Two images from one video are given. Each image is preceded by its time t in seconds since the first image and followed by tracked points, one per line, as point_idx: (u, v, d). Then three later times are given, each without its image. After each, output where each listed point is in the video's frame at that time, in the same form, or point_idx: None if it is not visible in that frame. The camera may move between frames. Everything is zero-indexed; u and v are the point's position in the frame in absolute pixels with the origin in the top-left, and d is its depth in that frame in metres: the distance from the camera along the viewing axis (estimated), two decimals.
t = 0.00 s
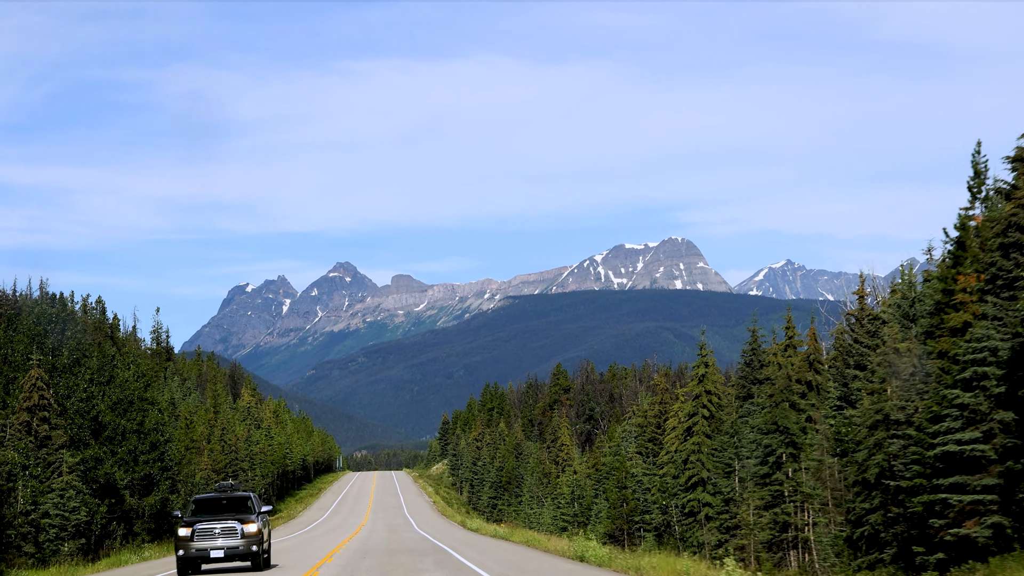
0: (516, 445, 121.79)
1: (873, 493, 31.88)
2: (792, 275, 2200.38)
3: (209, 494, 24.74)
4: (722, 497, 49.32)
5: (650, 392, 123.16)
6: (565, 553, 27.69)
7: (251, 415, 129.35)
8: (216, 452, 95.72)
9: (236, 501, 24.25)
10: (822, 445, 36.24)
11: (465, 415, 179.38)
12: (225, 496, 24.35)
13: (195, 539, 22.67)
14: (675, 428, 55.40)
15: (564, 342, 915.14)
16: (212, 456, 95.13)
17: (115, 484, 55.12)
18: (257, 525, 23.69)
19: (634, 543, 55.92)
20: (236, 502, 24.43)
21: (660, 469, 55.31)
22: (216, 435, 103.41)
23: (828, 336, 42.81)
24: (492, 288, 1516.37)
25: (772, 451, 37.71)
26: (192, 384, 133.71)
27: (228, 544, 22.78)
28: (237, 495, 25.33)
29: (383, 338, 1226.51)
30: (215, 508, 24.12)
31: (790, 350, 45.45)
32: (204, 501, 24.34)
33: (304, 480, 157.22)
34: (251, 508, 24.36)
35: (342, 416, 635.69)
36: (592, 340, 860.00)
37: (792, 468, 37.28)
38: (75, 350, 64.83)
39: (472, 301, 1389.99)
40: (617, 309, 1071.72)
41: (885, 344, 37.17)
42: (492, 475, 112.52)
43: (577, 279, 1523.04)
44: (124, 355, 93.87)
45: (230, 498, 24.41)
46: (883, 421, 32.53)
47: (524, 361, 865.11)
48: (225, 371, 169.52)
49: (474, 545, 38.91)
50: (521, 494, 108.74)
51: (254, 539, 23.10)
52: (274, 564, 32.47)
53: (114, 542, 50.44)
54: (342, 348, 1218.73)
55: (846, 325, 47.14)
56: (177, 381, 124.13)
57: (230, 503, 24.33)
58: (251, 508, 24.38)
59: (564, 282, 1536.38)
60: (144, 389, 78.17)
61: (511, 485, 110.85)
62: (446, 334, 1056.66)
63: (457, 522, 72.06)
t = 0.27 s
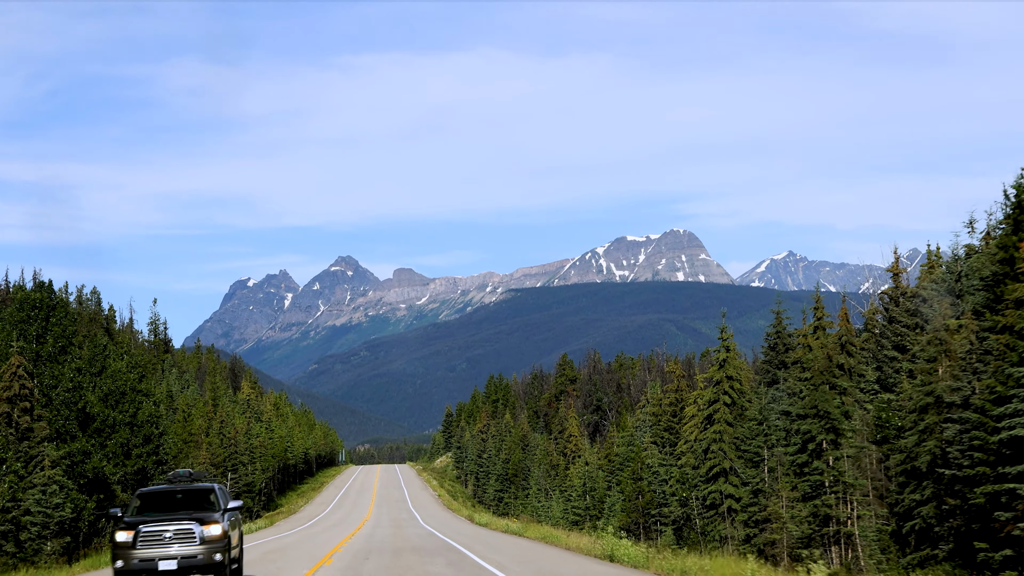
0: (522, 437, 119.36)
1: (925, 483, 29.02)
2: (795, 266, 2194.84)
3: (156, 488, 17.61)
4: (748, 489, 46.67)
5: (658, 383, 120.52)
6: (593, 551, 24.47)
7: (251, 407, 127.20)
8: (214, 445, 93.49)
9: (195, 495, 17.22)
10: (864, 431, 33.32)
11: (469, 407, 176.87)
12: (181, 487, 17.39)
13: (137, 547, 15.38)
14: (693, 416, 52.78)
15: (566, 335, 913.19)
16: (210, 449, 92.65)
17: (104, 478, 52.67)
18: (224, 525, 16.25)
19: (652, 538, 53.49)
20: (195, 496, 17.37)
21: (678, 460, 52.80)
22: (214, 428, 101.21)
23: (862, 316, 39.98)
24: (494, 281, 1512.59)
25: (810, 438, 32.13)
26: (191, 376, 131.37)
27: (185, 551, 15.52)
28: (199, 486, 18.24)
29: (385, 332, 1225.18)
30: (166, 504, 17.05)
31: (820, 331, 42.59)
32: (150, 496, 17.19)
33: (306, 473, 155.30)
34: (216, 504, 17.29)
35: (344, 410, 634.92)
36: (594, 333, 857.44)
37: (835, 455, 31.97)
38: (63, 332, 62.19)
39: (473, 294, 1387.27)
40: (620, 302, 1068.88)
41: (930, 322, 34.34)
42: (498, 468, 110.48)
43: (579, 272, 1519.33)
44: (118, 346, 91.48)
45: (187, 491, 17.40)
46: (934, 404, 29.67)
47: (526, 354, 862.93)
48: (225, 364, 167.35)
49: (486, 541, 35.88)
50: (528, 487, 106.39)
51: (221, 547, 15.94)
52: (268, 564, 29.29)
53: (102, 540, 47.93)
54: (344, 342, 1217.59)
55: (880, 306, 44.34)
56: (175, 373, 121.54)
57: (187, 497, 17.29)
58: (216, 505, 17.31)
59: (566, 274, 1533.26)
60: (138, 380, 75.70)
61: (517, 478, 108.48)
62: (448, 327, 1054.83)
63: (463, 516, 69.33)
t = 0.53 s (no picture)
0: (527, 425, 116.83)
1: (984, 473, 25.98)
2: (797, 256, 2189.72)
3: (59, 469, 13.15)
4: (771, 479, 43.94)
5: (667, 370, 117.83)
6: (623, 548, 21.69)
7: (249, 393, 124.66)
8: (210, 431, 91.17)
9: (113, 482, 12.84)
10: (909, 415, 30.31)
11: (471, 395, 174.32)
12: (95, 471, 12.96)
13: (16, 558, 10.93)
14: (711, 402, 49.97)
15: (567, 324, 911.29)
16: (205, 436, 90.32)
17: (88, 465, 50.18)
18: (146, 526, 11.91)
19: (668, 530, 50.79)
20: (109, 483, 12.98)
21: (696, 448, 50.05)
22: (211, 414, 98.74)
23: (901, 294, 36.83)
24: (495, 270, 1509.40)
25: (855, 422, 29.68)
26: (188, 362, 128.64)
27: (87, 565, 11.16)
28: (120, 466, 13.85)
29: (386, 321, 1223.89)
30: (69, 493, 12.64)
31: (852, 310, 39.43)
32: (48, 481, 12.76)
33: (306, 461, 152.82)
34: (139, 494, 12.90)
35: (345, 398, 633.82)
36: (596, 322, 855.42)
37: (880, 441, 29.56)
38: (47, 312, 59.38)
39: (474, 283, 1384.21)
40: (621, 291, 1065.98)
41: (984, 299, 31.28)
42: (501, 456, 108.09)
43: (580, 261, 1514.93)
44: (110, 329, 88.75)
45: (98, 476, 12.99)
46: (994, 385, 26.57)
47: (527, 344, 861.24)
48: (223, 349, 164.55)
49: (496, 534, 33.15)
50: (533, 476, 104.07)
51: (137, 561, 11.50)
52: (258, 558, 26.47)
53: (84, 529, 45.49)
54: (344, 330, 1216.10)
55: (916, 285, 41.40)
56: (171, 358, 119.06)
57: (97, 485, 12.87)
58: (138, 496, 12.91)
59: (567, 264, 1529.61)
60: (130, 363, 73.22)
61: (522, 467, 105.93)
62: (449, 316, 1052.69)
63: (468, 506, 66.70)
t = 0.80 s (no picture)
0: (527, 418, 114.68)
1: None
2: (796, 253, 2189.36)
3: None
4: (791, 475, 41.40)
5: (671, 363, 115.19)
6: (657, 552, 18.80)
7: (243, 384, 122.25)
8: (203, 423, 88.85)
9: None
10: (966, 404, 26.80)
11: (470, 388, 172.19)
12: None
13: None
14: (727, 393, 47.38)
15: (565, 319, 909.24)
16: (197, 428, 87.80)
17: (68, 455, 47.47)
18: None
19: (680, 528, 48.20)
20: None
21: (711, 442, 47.50)
22: (203, 406, 96.44)
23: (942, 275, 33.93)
24: (493, 265, 1507.06)
25: (904, 410, 25.61)
26: (181, 352, 126.24)
27: None
28: None
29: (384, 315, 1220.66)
30: None
31: (886, 294, 36.55)
32: None
33: (302, 455, 150.51)
34: None
35: (342, 393, 631.87)
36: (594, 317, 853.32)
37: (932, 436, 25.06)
38: (27, 296, 56.63)
39: (473, 278, 1381.65)
40: (619, 287, 1064.28)
41: None
42: (502, 450, 105.99)
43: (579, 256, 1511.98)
44: (99, 316, 86.31)
45: None
46: None
47: (525, 339, 859.04)
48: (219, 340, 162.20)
49: (504, 532, 30.55)
50: (533, 471, 101.52)
51: None
52: (241, 561, 23.49)
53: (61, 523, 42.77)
54: (342, 324, 1212.83)
55: (953, 267, 38.92)
56: (164, 349, 116.69)
57: None
58: None
59: (566, 259, 1527.67)
60: (117, 351, 70.69)
61: (523, 461, 103.75)
62: (446, 311, 1050.37)
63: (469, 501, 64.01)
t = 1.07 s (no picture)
0: (525, 416, 111.99)
1: None
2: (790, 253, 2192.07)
3: None
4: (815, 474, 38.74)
5: (673, 359, 112.68)
6: (700, 565, 16.06)
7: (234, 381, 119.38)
8: (192, 420, 85.95)
9: None
10: None
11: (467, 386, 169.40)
12: None
13: None
14: (744, 387, 44.70)
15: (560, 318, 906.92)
16: (185, 426, 84.90)
17: (42, 453, 44.72)
18: None
19: (692, 531, 45.41)
20: None
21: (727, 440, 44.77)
22: (192, 402, 93.54)
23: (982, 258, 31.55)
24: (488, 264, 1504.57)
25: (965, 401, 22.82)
26: (170, 348, 123.21)
27: None
28: None
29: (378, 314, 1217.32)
30: None
31: (921, 279, 34.12)
32: None
33: (294, 453, 147.60)
34: None
35: (336, 392, 628.07)
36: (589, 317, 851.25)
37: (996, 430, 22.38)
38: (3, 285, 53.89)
39: (468, 277, 1378.18)
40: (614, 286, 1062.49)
41: None
42: (499, 448, 103.29)
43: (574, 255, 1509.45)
44: (83, 309, 83.39)
45: None
46: None
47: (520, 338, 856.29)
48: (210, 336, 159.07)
49: (512, 537, 27.83)
50: (532, 470, 98.85)
51: None
52: (218, 570, 20.61)
53: (36, 523, 40.24)
54: (336, 323, 1208.28)
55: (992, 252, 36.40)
56: (153, 344, 113.70)
57: None
58: None
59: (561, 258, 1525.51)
60: (101, 344, 67.69)
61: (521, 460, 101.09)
62: (441, 310, 1047.02)
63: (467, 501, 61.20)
